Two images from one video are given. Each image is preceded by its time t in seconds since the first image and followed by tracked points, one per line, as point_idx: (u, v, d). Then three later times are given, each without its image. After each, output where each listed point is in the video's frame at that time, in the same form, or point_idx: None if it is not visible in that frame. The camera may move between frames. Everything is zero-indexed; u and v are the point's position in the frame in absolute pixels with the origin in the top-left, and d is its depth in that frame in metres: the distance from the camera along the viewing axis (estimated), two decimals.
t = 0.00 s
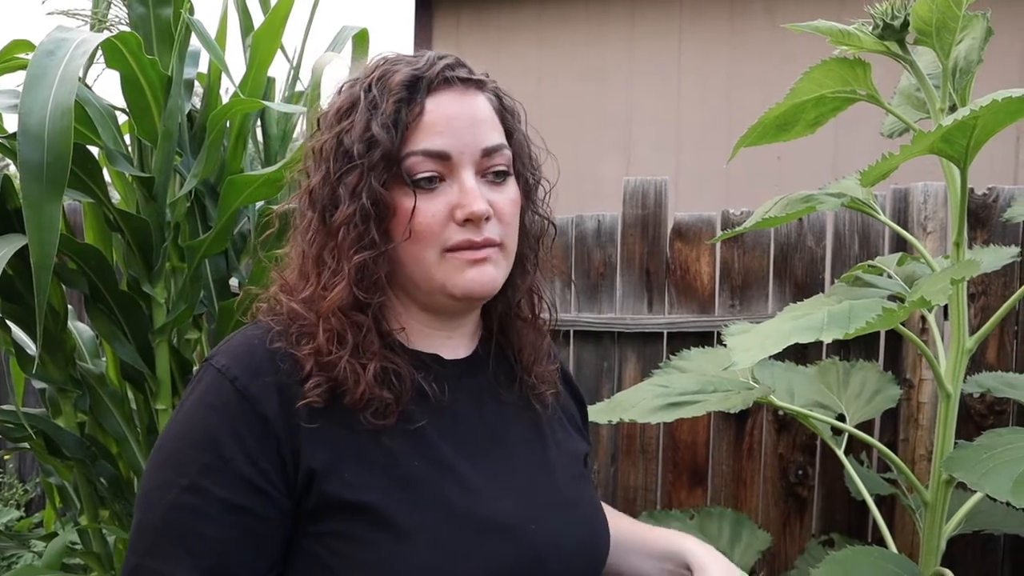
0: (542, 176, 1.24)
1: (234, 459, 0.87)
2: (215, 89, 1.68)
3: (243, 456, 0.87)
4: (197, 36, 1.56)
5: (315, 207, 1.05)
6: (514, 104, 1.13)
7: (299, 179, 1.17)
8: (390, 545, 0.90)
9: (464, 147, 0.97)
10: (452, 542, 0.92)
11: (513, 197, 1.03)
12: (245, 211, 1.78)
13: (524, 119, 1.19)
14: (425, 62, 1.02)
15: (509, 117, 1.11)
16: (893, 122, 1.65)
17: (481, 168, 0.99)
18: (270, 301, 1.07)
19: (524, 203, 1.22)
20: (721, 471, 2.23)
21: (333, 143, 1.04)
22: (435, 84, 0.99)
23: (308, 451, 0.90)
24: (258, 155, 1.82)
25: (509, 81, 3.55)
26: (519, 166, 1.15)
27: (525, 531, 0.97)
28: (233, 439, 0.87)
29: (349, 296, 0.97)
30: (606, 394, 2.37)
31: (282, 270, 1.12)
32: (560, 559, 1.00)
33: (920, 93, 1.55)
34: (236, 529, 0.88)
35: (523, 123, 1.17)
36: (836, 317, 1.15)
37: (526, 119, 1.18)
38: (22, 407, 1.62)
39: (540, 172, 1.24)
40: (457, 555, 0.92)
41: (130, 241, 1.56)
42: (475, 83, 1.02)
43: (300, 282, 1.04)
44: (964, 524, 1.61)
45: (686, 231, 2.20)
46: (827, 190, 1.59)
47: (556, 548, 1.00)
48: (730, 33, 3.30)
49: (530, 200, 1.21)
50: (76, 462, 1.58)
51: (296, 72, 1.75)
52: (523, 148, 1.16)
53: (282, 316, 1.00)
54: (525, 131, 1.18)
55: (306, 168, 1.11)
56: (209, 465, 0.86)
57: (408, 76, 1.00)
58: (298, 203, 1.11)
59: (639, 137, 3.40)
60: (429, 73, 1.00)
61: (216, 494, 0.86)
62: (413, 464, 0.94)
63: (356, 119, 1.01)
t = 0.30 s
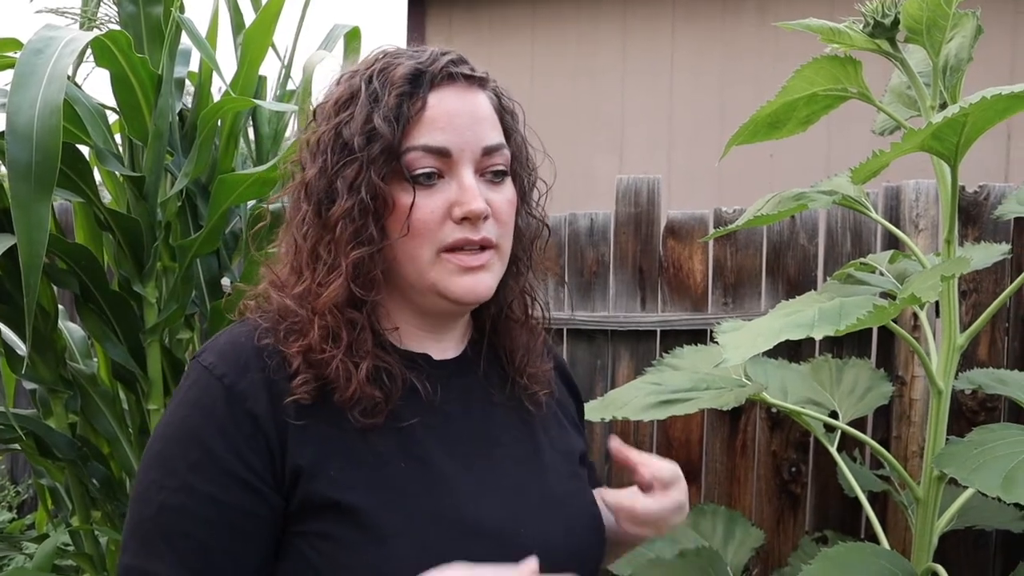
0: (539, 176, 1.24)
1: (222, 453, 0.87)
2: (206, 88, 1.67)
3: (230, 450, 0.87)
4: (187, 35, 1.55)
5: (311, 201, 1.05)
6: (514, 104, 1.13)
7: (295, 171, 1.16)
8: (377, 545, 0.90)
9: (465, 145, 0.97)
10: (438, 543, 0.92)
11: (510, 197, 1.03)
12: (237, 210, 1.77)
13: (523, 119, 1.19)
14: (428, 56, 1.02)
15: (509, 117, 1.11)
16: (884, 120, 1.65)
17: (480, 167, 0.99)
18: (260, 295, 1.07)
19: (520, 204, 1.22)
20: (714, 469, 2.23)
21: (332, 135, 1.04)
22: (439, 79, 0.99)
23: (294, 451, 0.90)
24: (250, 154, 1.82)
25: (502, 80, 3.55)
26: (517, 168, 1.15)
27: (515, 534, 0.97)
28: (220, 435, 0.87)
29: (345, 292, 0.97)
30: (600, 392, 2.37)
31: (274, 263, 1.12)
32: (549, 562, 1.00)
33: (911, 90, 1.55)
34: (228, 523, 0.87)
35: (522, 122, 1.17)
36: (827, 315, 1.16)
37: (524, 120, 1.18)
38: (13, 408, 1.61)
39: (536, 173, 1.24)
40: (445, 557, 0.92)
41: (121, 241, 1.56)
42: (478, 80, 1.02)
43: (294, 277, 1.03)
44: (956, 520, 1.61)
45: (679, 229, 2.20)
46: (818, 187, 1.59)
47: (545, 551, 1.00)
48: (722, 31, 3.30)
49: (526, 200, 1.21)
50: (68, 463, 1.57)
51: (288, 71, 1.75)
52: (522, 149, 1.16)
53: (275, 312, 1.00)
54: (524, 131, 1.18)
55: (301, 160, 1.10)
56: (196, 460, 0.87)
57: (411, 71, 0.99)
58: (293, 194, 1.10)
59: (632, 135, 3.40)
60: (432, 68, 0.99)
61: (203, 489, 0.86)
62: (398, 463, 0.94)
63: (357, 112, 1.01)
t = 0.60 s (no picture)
0: (540, 179, 1.23)
1: (220, 460, 0.87)
2: (203, 87, 1.67)
3: (229, 456, 0.87)
4: (184, 34, 1.55)
5: (311, 202, 1.04)
6: (515, 105, 1.13)
7: (292, 174, 1.16)
8: (376, 544, 0.90)
9: (467, 147, 0.97)
10: (439, 541, 0.92)
11: (511, 200, 1.03)
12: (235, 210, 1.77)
13: (523, 121, 1.19)
14: (429, 57, 1.02)
15: (510, 118, 1.11)
16: (882, 118, 1.65)
17: (481, 168, 0.99)
18: (258, 296, 1.07)
19: (520, 206, 1.21)
20: (713, 467, 2.23)
21: (332, 136, 1.04)
22: (440, 80, 0.99)
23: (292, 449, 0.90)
24: (247, 154, 1.81)
25: (501, 79, 3.55)
26: (518, 170, 1.15)
27: (517, 532, 0.97)
28: (217, 442, 0.87)
29: (346, 295, 0.97)
30: (598, 391, 2.37)
31: (272, 266, 1.12)
32: (550, 560, 1.00)
33: (908, 89, 1.55)
34: (233, 526, 0.88)
35: (522, 124, 1.17)
36: (825, 313, 1.15)
37: (525, 121, 1.18)
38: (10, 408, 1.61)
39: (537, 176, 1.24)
40: (446, 555, 0.92)
41: (119, 241, 1.55)
42: (478, 81, 1.02)
43: (293, 278, 1.03)
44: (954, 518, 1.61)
45: (677, 228, 2.20)
46: (816, 186, 1.59)
47: (547, 548, 1.00)
48: (720, 30, 3.30)
49: (525, 203, 1.21)
50: (66, 463, 1.57)
51: (285, 71, 1.75)
52: (522, 150, 1.15)
53: (275, 313, 1.00)
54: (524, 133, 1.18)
55: (299, 162, 1.10)
56: (195, 467, 0.87)
57: (411, 71, 0.99)
58: (291, 196, 1.09)
59: (630, 134, 3.40)
60: (433, 69, 0.99)
61: (203, 496, 0.87)
62: (399, 460, 0.94)
63: (357, 113, 1.01)
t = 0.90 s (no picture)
0: (542, 173, 1.23)
1: (200, 456, 0.87)
2: (202, 87, 1.67)
3: (211, 454, 0.88)
4: (183, 34, 1.55)
5: (303, 206, 1.05)
6: (513, 100, 1.13)
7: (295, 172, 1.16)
8: (375, 545, 0.90)
9: (454, 147, 0.96)
10: (440, 541, 0.92)
11: (504, 198, 1.02)
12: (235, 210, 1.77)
13: (523, 115, 1.19)
14: (417, 56, 1.02)
15: (506, 113, 1.11)
16: (881, 117, 1.65)
17: (470, 168, 0.98)
18: (259, 295, 1.07)
19: (522, 203, 1.21)
20: (713, 467, 2.23)
21: (321, 139, 1.04)
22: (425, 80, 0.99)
23: (291, 449, 0.90)
24: (248, 153, 1.81)
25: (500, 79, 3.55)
26: (516, 165, 1.15)
27: (517, 532, 0.97)
28: (200, 436, 0.88)
29: (336, 298, 0.97)
30: (599, 391, 2.37)
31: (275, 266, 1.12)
32: (550, 560, 1.00)
33: (907, 87, 1.55)
34: (203, 525, 0.88)
35: (522, 117, 1.17)
36: (825, 312, 1.15)
37: (525, 115, 1.17)
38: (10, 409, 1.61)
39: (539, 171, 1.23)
40: (445, 555, 0.92)
41: (117, 241, 1.55)
42: (468, 78, 1.02)
43: (289, 280, 1.03)
44: (954, 517, 1.61)
45: (677, 227, 2.20)
46: (816, 185, 1.59)
47: (547, 549, 0.99)
48: (720, 29, 3.30)
49: (527, 200, 1.21)
50: (66, 463, 1.57)
51: (285, 70, 1.75)
52: (521, 145, 1.15)
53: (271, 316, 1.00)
54: (524, 126, 1.17)
55: (297, 163, 1.11)
56: (174, 461, 0.87)
57: (397, 72, 0.99)
58: (288, 197, 1.10)
59: (629, 134, 3.40)
60: (420, 68, 0.99)
61: (180, 490, 0.87)
62: (400, 460, 0.94)
63: (344, 116, 1.01)
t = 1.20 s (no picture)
0: (540, 173, 1.23)
1: (200, 463, 0.88)
2: (204, 85, 1.67)
3: (210, 460, 0.88)
4: (185, 32, 1.55)
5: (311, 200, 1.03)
6: (516, 101, 1.14)
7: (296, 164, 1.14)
8: (374, 548, 0.89)
9: (479, 139, 0.96)
10: (440, 543, 0.92)
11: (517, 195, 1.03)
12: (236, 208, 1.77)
13: (523, 117, 1.20)
14: (438, 53, 1.01)
15: (511, 113, 1.11)
16: (884, 118, 1.65)
17: (490, 163, 0.99)
18: (258, 297, 1.07)
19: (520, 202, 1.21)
20: (714, 468, 2.23)
21: (332, 130, 1.02)
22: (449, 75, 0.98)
23: (289, 451, 0.90)
24: (250, 152, 1.81)
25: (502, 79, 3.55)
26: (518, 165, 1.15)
27: (516, 533, 0.97)
28: (199, 442, 0.88)
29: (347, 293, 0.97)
30: (599, 391, 2.37)
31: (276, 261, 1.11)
32: (551, 560, 1.00)
33: (910, 89, 1.55)
34: (205, 531, 0.88)
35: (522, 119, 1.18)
36: (827, 313, 1.15)
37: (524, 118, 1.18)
38: (11, 406, 1.61)
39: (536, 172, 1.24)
40: (446, 557, 0.92)
41: (119, 239, 1.55)
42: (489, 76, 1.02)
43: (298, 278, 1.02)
44: (955, 520, 1.61)
45: (678, 228, 2.20)
46: (818, 186, 1.58)
47: (547, 549, 0.99)
48: (722, 30, 3.30)
49: (525, 198, 1.21)
50: (66, 460, 1.57)
51: (287, 69, 1.74)
52: (522, 147, 1.16)
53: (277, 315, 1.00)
54: (524, 128, 1.18)
55: (297, 154, 1.08)
56: (174, 467, 0.88)
57: (421, 65, 0.98)
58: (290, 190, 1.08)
59: (631, 134, 3.40)
60: (445, 63, 0.98)
61: (181, 497, 0.88)
62: (399, 463, 0.93)
63: (362, 108, 0.99)
